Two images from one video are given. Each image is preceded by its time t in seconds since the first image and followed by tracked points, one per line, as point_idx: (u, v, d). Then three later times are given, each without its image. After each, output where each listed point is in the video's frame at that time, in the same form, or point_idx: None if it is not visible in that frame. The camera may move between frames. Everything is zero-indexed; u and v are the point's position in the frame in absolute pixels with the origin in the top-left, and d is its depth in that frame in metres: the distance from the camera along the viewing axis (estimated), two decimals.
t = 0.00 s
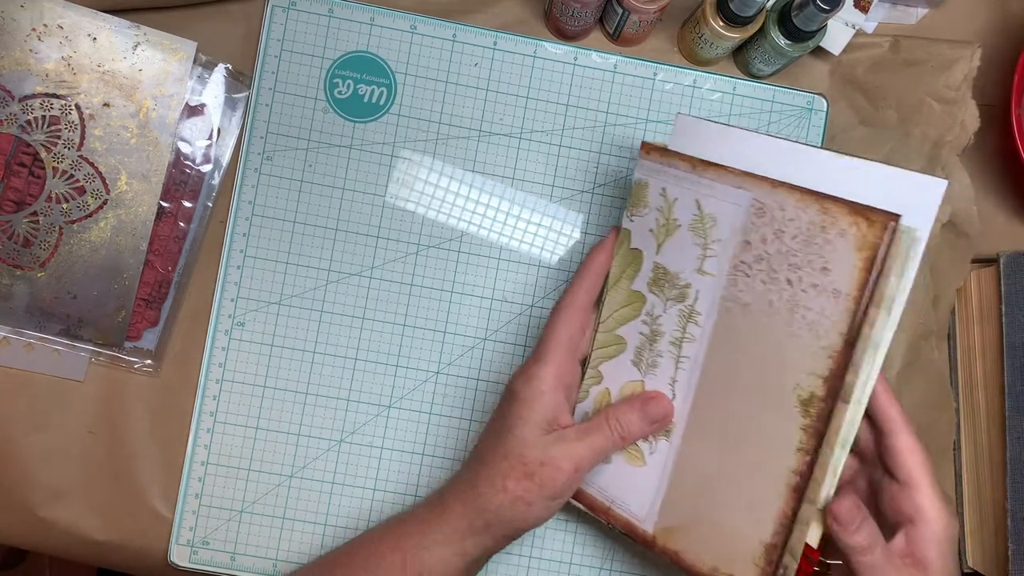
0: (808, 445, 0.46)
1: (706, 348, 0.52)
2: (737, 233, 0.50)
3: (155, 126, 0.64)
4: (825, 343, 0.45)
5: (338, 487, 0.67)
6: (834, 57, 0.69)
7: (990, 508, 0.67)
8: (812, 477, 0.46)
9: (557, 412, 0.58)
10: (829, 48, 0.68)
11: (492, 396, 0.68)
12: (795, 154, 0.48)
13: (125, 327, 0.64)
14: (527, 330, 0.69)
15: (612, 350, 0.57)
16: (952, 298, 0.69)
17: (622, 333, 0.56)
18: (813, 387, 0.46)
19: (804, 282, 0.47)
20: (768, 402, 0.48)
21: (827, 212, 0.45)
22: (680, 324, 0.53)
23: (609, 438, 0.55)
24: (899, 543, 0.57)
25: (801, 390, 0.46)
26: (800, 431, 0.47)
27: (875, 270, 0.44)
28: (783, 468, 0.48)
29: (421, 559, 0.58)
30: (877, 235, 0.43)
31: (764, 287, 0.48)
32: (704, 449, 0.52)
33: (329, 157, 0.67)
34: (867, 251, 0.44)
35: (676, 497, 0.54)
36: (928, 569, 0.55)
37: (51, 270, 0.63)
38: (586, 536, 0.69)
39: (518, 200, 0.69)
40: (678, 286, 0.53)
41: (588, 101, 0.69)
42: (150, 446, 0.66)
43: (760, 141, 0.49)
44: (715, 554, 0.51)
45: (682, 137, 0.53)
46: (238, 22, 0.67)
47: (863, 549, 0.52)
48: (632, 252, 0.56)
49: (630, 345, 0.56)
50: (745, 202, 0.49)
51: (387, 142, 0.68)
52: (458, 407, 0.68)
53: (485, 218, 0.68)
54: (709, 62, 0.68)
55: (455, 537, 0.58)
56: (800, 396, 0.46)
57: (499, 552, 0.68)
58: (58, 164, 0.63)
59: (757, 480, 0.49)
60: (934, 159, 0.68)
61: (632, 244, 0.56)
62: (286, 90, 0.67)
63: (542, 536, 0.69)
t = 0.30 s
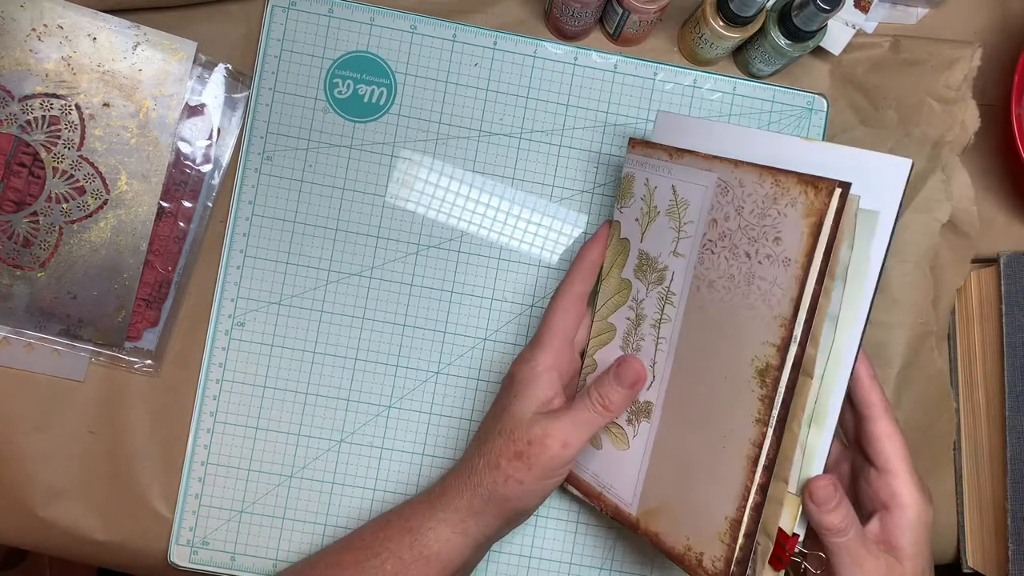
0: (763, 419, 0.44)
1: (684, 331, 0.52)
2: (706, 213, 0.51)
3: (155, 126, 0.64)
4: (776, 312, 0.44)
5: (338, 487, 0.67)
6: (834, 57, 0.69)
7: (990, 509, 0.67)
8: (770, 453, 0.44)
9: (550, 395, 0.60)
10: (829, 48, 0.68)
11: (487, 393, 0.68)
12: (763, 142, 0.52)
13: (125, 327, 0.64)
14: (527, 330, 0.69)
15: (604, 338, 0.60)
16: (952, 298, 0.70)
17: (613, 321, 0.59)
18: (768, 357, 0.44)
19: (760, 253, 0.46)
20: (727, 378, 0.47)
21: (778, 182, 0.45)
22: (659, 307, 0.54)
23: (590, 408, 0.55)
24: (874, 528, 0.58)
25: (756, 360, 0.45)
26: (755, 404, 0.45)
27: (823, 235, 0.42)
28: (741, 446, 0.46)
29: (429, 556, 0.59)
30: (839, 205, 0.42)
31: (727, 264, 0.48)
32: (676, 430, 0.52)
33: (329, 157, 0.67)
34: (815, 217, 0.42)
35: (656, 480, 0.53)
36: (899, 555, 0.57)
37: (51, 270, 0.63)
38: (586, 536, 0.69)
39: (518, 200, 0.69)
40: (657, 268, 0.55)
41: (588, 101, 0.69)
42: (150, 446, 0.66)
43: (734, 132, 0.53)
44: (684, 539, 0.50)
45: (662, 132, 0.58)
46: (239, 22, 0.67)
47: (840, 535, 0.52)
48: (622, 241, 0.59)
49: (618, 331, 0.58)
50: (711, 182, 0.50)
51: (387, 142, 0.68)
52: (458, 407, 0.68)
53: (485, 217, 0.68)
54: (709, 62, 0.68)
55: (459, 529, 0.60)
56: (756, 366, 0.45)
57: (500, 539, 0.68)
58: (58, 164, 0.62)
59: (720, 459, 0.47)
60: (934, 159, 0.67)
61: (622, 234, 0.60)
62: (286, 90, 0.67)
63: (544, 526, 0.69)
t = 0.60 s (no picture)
0: (758, 423, 0.44)
1: (686, 333, 0.52)
2: (709, 216, 0.51)
3: (155, 126, 0.64)
4: (774, 317, 0.44)
5: (338, 487, 0.67)
6: (834, 57, 0.69)
7: (990, 508, 0.67)
8: (765, 457, 0.44)
9: (557, 398, 0.59)
10: (829, 48, 0.68)
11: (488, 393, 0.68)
12: (761, 143, 0.51)
13: (125, 327, 0.64)
14: (527, 330, 0.69)
15: (609, 339, 0.60)
16: (953, 297, 0.70)
17: (617, 322, 0.59)
18: (765, 361, 0.44)
19: (760, 258, 0.46)
20: (726, 381, 0.47)
21: (781, 188, 0.45)
22: (662, 310, 0.54)
23: (585, 404, 0.55)
24: (866, 534, 0.59)
25: (754, 365, 0.45)
26: (752, 409, 0.45)
27: (822, 240, 0.42)
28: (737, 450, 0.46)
29: (431, 554, 0.59)
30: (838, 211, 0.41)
31: (729, 267, 0.49)
32: (675, 431, 0.52)
33: (329, 157, 0.67)
34: (814, 223, 0.42)
35: (653, 481, 0.53)
36: (891, 562, 0.57)
37: (51, 270, 0.63)
38: (586, 536, 0.69)
39: (518, 200, 0.69)
40: (661, 271, 0.55)
41: (588, 101, 0.69)
42: (150, 446, 0.66)
43: (735, 134, 0.53)
44: (679, 542, 0.50)
45: (665, 134, 0.59)
46: (238, 22, 0.67)
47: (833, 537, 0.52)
48: (629, 244, 0.60)
49: (623, 333, 0.58)
50: (716, 186, 0.50)
51: (387, 142, 0.68)
52: (458, 407, 0.68)
53: (485, 218, 0.68)
54: (709, 62, 0.68)
55: (460, 528, 0.60)
56: (754, 371, 0.45)
57: (500, 539, 0.68)
58: (58, 164, 0.62)
59: (716, 462, 0.47)
60: (934, 159, 0.68)
61: (629, 237, 0.60)
62: (286, 90, 0.67)
63: (544, 525, 0.69)
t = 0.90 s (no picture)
0: (756, 428, 0.44)
1: (682, 334, 0.52)
2: (699, 218, 0.51)
3: (155, 126, 0.64)
4: (767, 322, 0.44)
5: (338, 487, 0.67)
6: (834, 57, 0.69)
7: (990, 508, 0.67)
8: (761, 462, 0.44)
9: (544, 393, 0.60)
10: (829, 48, 0.68)
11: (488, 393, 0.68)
12: (753, 143, 0.51)
13: (125, 327, 0.64)
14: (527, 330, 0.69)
15: (601, 340, 0.60)
16: (953, 297, 0.69)
17: (610, 322, 0.59)
18: (761, 367, 0.44)
19: (751, 262, 0.46)
20: (723, 385, 0.47)
21: (771, 192, 0.44)
22: (655, 311, 0.54)
23: (587, 405, 0.56)
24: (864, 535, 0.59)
25: (750, 370, 0.45)
26: (749, 414, 0.45)
27: (813, 247, 0.42)
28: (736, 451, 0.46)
29: (429, 553, 0.59)
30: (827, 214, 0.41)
31: (720, 270, 0.48)
32: (673, 433, 0.52)
33: (329, 157, 0.67)
34: (804, 229, 0.42)
35: (653, 483, 0.53)
36: (889, 563, 0.57)
37: (51, 270, 0.63)
38: (586, 536, 0.69)
39: (518, 200, 0.69)
40: (653, 273, 0.55)
41: (588, 101, 0.69)
42: (150, 446, 0.66)
43: (726, 136, 0.53)
44: (678, 545, 0.50)
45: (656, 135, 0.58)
46: (238, 22, 0.67)
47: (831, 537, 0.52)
48: (620, 245, 0.60)
49: (615, 334, 0.59)
50: (704, 188, 0.50)
51: (387, 142, 0.68)
52: (458, 407, 0.68)
53: (485, 218, 0.68)
54: (709, 62, 0.68)
55: (458, 527, 0.59)
56: (750, 376, 0.45)
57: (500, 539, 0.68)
58: (58, 164, 0.62)
59: (716, 466, 0.47)
60: (934, 159, 0.68)
61: (619, 237, 0.60)
62: (286, 90, 0.67)
63: (544, 526, 0.69)
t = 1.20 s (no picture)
0: (765, 403, 0.45)
1: (682, 328, 0.52)
2: (698, 206, 0.52)
3: (155, 126, 0.64)
4: (772, 297, 0.46)
5: (338, 487, 0.67)
6: (834, 57, 0.69)
7: (990, 508, 0.67)
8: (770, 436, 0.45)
9: (540, 386, 0.60)
10: (829, 48, 0.68)
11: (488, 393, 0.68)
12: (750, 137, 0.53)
13: (125, 327, 0.64)
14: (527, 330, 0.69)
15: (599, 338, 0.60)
16: (953, 297, 0.70)
17: (607, 319, 0.59)
18: (767, 342, 0.45)
19: (753, 242, 0.47)
20: (726, 366, 0.48)
21: (767, 172, 0.47)
22: (654, 302, 0.55)
23: (585, 398, 0.56)
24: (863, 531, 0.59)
25: (757, 345, 0.46)
26: (757, 388, 0.46)
27: (814, 221, 0.44)
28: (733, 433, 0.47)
29: (427, 549, 0.59)
30: (825, 188, 0.44)
31: (720, 254, 0.50)
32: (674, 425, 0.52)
33: (329, 157, 0.67)
34: (804, 203, 0.44)
35: (656, 479, 0.53)
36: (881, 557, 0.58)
37: (51, 270, 0.63)
38: (585, 535, 0.69)
39: (517, 200, 0.69)
40: (651, 265, 0.56)
41: (588, 101, 0.69)
42: (150, 445, 0.66)
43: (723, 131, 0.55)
44: (685, 532, 0.50)
45: (651, 133, 0.60)
46: (238, 22, 0.67)
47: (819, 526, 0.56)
48: (615, 242, 0.60)
49: (612, 330, 0.59)
50: (702, 177, 0.52)
51: (387, 142, 0.68)
52: (458, 407, 0.68)
53: (485, 218, 0.68)
54: (709, 62, 0.68)
55: (457, 523, 0.59)
56: (756, 351, 0.46)
57: (500, 539, 0.68)
58: (58, 164, 0.62)
59: (723, 446, 0.48)
60: (934, 158, 0.67)
61: (614, 235, 0.61)
62: (286, 90, 0.67)
63: (544, 526, 0.69)
